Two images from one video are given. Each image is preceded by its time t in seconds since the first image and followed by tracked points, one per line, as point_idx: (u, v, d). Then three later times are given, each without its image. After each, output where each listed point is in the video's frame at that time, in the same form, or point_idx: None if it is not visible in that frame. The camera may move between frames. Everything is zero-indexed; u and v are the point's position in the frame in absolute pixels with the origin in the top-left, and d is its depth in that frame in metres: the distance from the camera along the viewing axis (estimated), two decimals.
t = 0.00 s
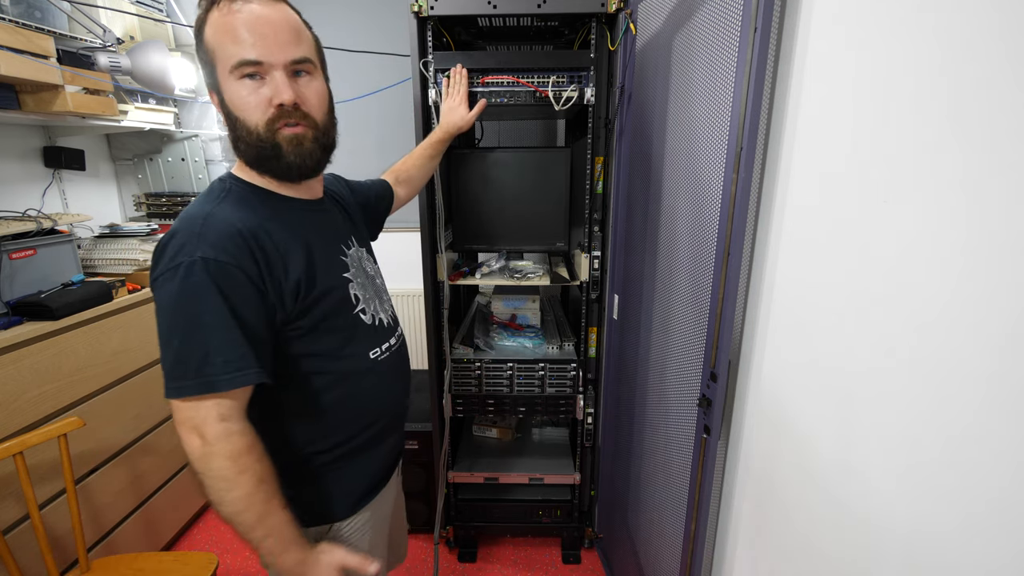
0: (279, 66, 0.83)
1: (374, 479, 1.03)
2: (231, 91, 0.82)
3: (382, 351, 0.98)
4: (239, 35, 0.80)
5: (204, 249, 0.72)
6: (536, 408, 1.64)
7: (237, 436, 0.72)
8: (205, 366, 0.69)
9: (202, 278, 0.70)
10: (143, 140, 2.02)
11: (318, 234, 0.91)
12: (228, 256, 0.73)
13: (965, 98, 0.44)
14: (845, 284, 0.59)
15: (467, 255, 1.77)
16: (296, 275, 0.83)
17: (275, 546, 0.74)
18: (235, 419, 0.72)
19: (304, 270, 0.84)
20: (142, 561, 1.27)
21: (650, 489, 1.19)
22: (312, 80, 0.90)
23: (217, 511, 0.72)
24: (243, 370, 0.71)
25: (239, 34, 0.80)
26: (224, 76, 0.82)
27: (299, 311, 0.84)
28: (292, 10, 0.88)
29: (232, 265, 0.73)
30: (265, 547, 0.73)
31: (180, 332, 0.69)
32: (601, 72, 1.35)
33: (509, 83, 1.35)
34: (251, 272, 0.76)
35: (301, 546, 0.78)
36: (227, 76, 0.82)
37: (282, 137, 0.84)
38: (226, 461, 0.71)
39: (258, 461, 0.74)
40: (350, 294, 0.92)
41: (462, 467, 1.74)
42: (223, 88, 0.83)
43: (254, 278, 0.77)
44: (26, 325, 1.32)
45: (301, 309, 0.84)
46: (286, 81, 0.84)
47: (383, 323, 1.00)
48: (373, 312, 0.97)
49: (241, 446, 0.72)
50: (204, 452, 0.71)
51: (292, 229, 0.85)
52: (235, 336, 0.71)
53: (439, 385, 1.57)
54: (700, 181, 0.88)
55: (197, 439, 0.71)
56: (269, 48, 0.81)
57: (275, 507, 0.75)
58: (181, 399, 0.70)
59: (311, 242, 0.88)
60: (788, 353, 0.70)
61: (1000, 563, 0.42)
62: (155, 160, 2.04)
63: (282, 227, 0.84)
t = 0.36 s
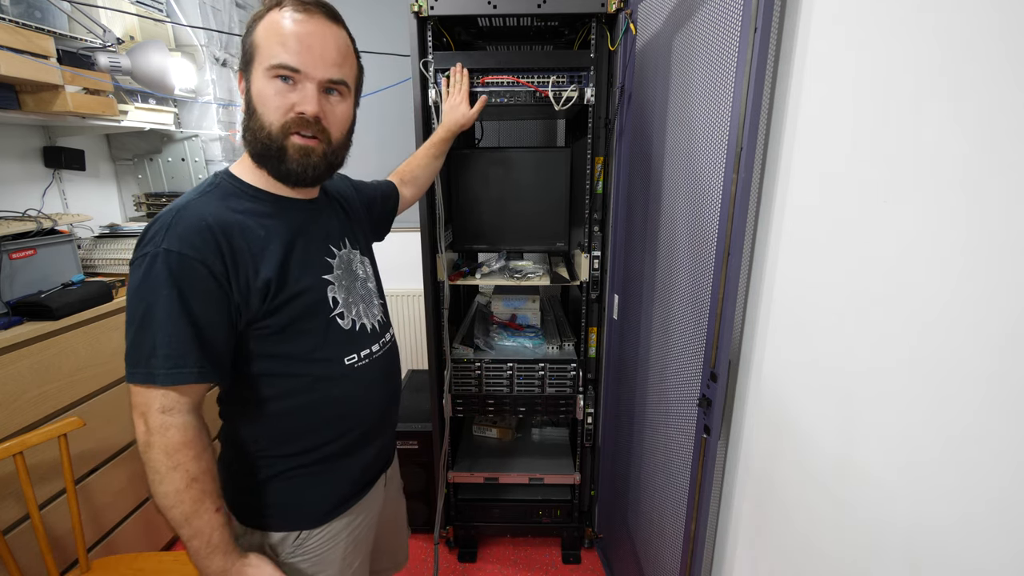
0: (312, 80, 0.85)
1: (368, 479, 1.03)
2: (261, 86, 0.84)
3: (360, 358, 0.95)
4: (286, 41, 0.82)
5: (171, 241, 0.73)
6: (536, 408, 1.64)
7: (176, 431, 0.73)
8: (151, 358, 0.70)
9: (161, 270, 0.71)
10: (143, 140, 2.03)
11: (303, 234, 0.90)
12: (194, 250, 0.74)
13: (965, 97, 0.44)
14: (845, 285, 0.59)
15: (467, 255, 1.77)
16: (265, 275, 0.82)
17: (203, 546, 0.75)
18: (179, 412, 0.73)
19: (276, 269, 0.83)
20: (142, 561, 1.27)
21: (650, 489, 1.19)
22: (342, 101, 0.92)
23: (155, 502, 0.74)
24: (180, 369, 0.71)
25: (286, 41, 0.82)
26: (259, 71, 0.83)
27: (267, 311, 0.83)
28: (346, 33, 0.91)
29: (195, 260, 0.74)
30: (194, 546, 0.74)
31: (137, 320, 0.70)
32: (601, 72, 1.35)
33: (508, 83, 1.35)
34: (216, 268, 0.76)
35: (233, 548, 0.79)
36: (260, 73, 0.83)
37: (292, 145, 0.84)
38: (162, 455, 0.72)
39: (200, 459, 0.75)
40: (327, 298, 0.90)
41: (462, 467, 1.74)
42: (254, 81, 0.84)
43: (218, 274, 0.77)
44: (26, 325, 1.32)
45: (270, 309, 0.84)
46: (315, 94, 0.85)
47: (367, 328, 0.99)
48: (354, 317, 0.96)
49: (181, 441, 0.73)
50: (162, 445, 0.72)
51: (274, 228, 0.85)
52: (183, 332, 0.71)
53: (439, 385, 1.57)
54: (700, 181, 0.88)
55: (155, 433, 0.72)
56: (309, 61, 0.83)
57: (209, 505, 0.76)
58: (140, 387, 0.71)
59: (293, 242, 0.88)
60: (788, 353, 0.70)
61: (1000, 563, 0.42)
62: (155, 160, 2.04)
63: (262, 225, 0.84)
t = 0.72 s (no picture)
0: (305, 73, 0.85)
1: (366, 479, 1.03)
2: (255, 83, 0.84)
3: (361, 356, 0.95)
4: (276, 36, 0.82)
5: (180, 237, 0.73)
6: (536, 408, 1.64)
7: (196, 425, 0.73)
8: (166, 354, 0.70)
9: (172, 266, 0.71)
10: (143, 140, 2.03)
11: (306, 233, 0.90)
12: (202, 246, 0.74)
13: (966, 97, 0.44)
14: (844, 285, 0.59)
15: (467, 255, 1.77)
16: (271, 271, 0.82)
17: (240, 535, 0.75)
18: (197, 407, 0.73)
19: (281, 266, 0.83)
20: (142, 561, 1.27)
21: (650, 489, 1.19)
22: (336, 92, 0.92)
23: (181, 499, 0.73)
24: (199, 363, 0.71)
25: (276, 36, 0.82)
26: (252, 69, 0.83)
27: (273, 308, 0.83)
28: (333, 25, 0.91)
29: (205, 255, 0.74)
30: (230, 536, 0.74)
31: (149, 316, 0.70)
32: (601, 72, 1.35)
33: (508, 83, 1.35)
34: (224, 264, 0.76)
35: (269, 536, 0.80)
36: (254, 70, 0.83)
37: (292, 139, 0.85)
38: (184, 450, 0.72)
39: (224, 452, 0.76)
40: (331, 294, 0.91)
41: (462, 467, 1.74)
42: (249, 79, 0.84)
43: (226, 270, 0.77)
44: (26, 325, 1.32)
45: (276, 306, 0.83)
46: (310, 87, 0.86)
47: (367, 326, 0.99)
48: (355, 315, 0.96)
49: (202, 436, 0.73)
50: (182, 442, 0.72)
51: (278, 225, 0.85)
52: (198, 327, 0.71)
53: (439, 385, 1.57)
54: (700, 182, 0.88)
55: (176, 431, 0.72)
56: (301, 54, 0.83)
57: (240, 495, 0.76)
58: (155, 386, 0.71)
59: (296, 240, 0.88)
60: (788, 352, 0.70)
61: (1001, 563, 0.42)
62: (155, 160, 2.05)
63: (267, 223, 0.84)
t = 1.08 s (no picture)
0: (285, 68, 0.84)
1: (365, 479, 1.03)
2: (239, 88, 0.84)
3: (365, 355, 0.95)
4: (250, 36, 0.81)
5: (184, 237, 0.73)
6: (536, 408, 1.63)
7: (203, 425, 0.73)
8: (173, 354, 0.70)
9: (178, 265, 0.71)
10: (143, 140, 2.02)
11: (308, 232, 0.90)
12: (208, 245, 0.74)
13: (966, 96, 0.44)
14: (844, 285, 0.59)
15: (467, 255, 1.77)
16: (275, 271, 0.82)
17: (245, 535, 0.75)
18: (205, 406, 0.73)
19: (285, 266, 0.83)
20: (142, 561, 1.27)
21: (650, 489, 1.19)
22: (318, 82, 0.91)
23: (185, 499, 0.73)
24: (207, 361, 0.71)
25: (249, 35, 0.81)
26: (233, 73, 0.83)
27: (278, 308, 0.83)
28: (304, 14, 0.89)
29: (211, 254, 0.74)
30: (234, 537, 0.74)
31: (154, 316, 0.69)
32: (601, 72, 1.35)
33: (508, 83, 1.35)
34: (229, 263, 0.76)
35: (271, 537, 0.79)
36: (236, 74, 0.83)
37: (284, 137, 0.85)
38: (192, 450, 0.72)
39: (230, 452, 0.76)
40: (335, 294, 0.91)
41: (462, 467, 1.74)
42: (231, 84, 0.84)
43: (232, 269, 0.76)
44: (26, 325, 1.32)
45: (280, 306, 0.83)
46: (292, 84, 0.85)
47: (370, 326, 0.99)
48: (359, 316, 0.96)
49: (209, 435, 0.73)
50: (189, 442, 0.72)
51: (280, 225, 0.86)
52: (205, 326, 0.71)
53: (439, 385, 1.57)
54: (700, 182, 0.88)
55: (183, 431, 0.72)
56: (277, 50, 0.82)
57: (246, 495, 0.77)
58: (161, 386, 0.71)
59: (297, 239, 0.88)
60: (789, 353, 0.70)
61: (1001, 565, 0.41)
62: (155, 160, 2.05)
63: (269, 223, 0.84)
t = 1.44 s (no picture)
0: (329, 69, 0.86)
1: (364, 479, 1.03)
2: (276, 74, 0.84)
3: (359, 358, 0.95)
4: (304, 32, 0.83)
5: (175, 237, 0.73)
6: (536, 408, 1.64)
7: (189, 426, 0.73)
8: (159, 355, 0.70)
9: (167, 266, 0.71)
10: (143, 140, 2.02)
11: (305, 232, 0.90)
12: (197, 246, 0.74)
13: (967, 95, 0.44)
14: (845, 285, 0.59)
15: (467, 255, 1.78)
16: (267, 272, 0.82)
17: (226, 539, 0.75)
18: (191, 407, 0.73)
19: (277, 268, 0.83)
20: (142, 561, 1.27)
21: (650, 488, 1.19)
22: (354, 92, 0.93)
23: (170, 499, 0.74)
24: (190, 363, 0.71)
25: (304, 32, 0.83)
26: (276, 59, 0.83)
27: (268, 310, 0.83)
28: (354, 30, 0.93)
29: (201, 255, 0.74)
30: (216, 540, 0.74)
31: (143, 316, 0.70)
32: (601, 73, 1.35)
33: (508, 83, 1.35)
34: (219, 264, 0.76)
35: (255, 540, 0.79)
36: (279, 60, 0.83)
37: (307, 131, 0.85)
38: (176, 451, 0.72)
39: (215, 454, 0.76)
40: (328, 295, 0.91)
41: (462, 467, 1.74)
42: (270, 71, 0.84)
43: (221, 270, 0.77)
44: (26, 325, 1.32)
45: (270, 308, 0.83)
46: (332, 83, 0.86)
47: (367, 328, 0.98)
48: (354, 318, 0.96)
49: (194, 437, 0.73)
50: (174, 442, 0.72)
51: (277, 226, 0.85)
52: (192, 327, 0.71)
53: (439, 385, 1.57)
54: (700, 182, 0.88)
55: (168, 431, 0.72)
56: (328, 52, 0.85)
57: (229, 497, 0.76)
58: (150, 385, 0.71)
59: (294, 240, 0.88)
60: (789, 353, 0.70)
61: (1002, 564, 0.41)
62: (155, 160, 2.04)
63: (265, 223, 0.84)
